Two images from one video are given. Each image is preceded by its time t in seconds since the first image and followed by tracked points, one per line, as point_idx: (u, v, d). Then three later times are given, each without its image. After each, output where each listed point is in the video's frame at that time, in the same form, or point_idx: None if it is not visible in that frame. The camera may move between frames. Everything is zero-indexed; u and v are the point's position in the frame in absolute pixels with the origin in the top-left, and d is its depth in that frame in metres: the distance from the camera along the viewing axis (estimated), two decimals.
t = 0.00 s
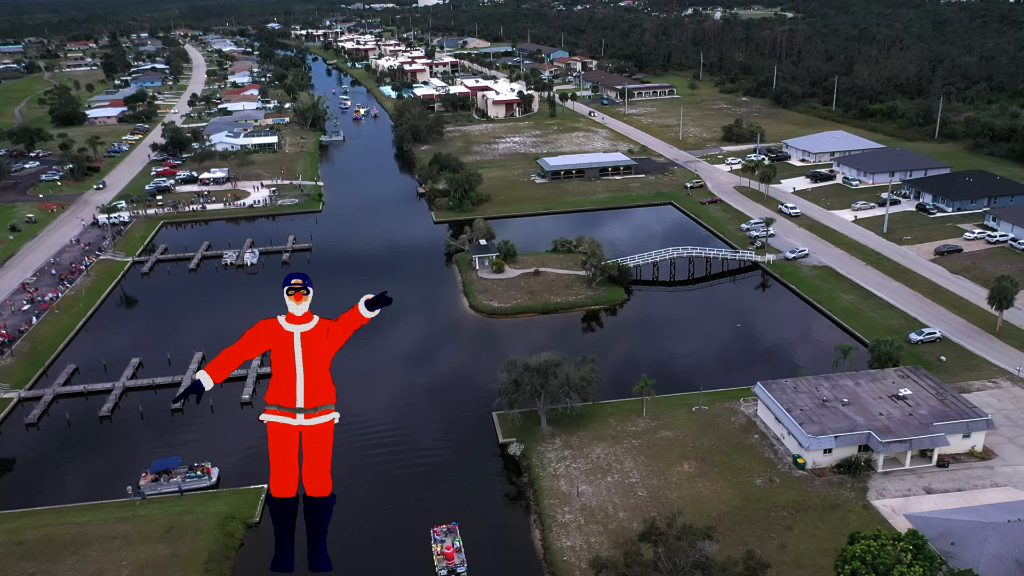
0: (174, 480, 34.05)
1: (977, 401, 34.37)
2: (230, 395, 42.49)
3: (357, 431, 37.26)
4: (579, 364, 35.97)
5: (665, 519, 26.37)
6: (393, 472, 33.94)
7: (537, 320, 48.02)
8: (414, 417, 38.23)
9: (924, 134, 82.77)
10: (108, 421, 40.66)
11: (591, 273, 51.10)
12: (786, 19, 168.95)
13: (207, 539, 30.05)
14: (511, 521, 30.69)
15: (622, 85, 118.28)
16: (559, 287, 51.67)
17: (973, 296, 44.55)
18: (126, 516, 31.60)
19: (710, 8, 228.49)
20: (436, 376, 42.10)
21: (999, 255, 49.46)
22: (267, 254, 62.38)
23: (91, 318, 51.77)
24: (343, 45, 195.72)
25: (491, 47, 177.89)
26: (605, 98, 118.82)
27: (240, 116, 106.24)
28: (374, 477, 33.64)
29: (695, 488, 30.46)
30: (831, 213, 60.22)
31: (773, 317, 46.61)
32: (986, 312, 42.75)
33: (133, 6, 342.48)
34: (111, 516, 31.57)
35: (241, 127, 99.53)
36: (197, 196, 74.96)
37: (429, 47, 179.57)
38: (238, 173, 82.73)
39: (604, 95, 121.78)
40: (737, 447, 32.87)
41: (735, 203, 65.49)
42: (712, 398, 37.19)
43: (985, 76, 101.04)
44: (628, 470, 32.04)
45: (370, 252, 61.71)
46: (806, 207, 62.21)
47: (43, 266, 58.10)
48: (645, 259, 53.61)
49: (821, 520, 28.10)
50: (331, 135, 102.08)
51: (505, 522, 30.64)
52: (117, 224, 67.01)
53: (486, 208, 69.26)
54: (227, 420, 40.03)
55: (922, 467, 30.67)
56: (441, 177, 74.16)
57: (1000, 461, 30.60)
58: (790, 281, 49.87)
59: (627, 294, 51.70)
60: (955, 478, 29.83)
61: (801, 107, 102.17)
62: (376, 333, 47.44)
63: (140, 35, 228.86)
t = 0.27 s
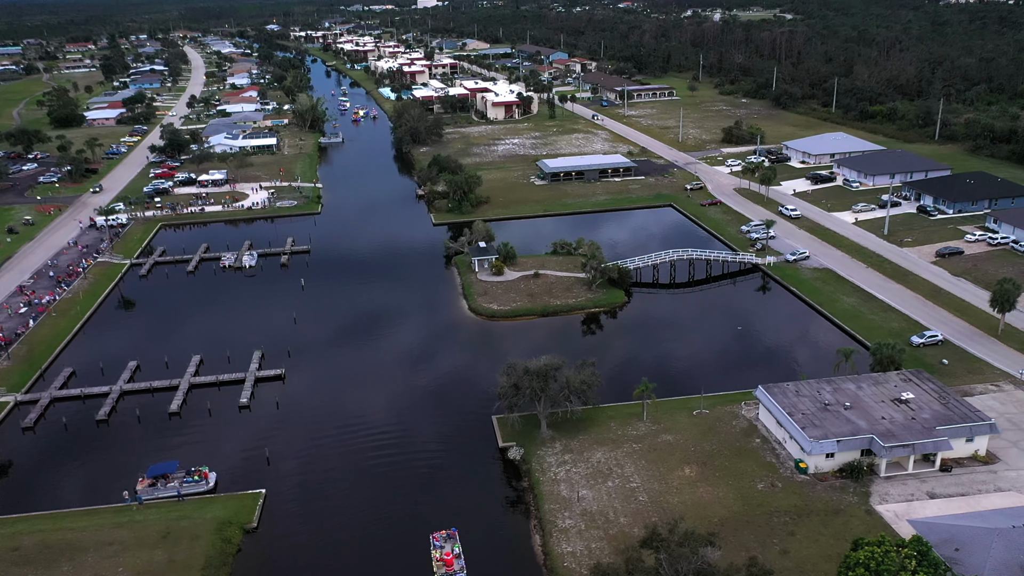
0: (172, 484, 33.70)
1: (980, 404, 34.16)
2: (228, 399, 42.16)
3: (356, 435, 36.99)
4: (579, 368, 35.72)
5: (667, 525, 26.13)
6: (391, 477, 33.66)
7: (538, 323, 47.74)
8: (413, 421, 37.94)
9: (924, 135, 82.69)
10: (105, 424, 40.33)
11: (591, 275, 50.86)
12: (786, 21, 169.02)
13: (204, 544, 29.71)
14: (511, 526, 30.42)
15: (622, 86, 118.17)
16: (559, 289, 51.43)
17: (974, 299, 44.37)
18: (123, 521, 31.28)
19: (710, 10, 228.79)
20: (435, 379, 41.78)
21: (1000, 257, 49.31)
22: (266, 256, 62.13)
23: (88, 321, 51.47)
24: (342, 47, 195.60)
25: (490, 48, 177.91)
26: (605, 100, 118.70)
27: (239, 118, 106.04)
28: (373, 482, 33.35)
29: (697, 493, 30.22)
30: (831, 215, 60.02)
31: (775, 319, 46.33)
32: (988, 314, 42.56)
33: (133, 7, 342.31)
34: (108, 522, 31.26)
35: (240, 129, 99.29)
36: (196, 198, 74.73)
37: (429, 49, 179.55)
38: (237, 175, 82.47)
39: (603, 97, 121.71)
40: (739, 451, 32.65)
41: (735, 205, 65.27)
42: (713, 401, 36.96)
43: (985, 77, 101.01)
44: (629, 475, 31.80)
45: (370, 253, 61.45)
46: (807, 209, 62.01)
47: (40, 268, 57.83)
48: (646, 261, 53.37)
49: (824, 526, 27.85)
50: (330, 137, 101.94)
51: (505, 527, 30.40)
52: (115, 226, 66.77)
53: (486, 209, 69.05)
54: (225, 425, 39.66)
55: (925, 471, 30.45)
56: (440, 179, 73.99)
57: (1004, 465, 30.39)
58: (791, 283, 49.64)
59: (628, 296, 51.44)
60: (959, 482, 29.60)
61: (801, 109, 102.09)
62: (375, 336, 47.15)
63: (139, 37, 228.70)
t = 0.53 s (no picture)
0: (168, 487, 33.42)
1: (982, 406, 33.96)
2: (226, 401, 41.86)
3: (355, 437, 36.74)
4: (579, 370, 35.48)
5: (668, 529, 25.90)
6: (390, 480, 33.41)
7: (538, 324, 47.48)
8: (412, 423, 37.67)
9: (924, 135, 82.53)
10: (102, 427, 40.02)
11: (591, 276, 50.62)
12: (785, 21, 168.87)
13: (201, 548, 29.42)
14: (511, 530, 30.19)
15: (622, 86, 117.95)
16: (558, 290, 51.19)
17: (976, 300, 44.17)
18: (119, 525, 31.01)
19: (709, 10, 228.80)
20: (434, 381, 41.50)
21: (1001, 258, 49.14)
22: (264, 256, 61.85)
23: (86, 322, 51.18)
24: (341, 47, 195.41)
25: (490, 48, 177.65)
26: (605, 100, 118.48)
27: (238, 118, 105.79)
28: (371, 485, 33.10)
29: (698, 496, 30.00)
30: (832, 215, 59.80)
31: (776, 320, 46.08)
32: (990, 316, 42.36)
33: (131, 7, 342.10)
34: (104, 526, 30.99)
35: (238, 129, 99.01)
36: (194, 198, 74.46)
37: (428, 48, 179.32)
38: (235, 175, 82.19)
39: (603, 97, 121.50)
40: (740, 454, 32.43)
41: (735, 205, 65.04)
42: (714, 404, 36.73)
43: (985, 78, 100.89)
44: (629, 478, 31.57)
45: (369, 254, 61.19)
46: (808, 210, 61.79)
47: (37, 269, 57.57)
48: (646, 262, 53.13)
49: (826, 530, 27.62)
50: (328, 137, 101.66)
51: (504, 531, 30.16)
52: (113, 227, 66.51)
53: (485, 210, 68.81)
54: (222, 427, 39.34)
55: (928, 474, 30.23)
56: (439, 179, 73.77)
57: (1007, 468, 30.19)
58: (792, 284, 49.41)
59: (628, 298, 51.21)
60: (962, 486, 29.39)
61: (801, 109, 101.87)
62: (374, 337, 46.88)
63: (137, 37, 228.49)
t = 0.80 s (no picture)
0: (165, 490, 33.13)
1: (985, 408, 33.75)
2: (223, 403, 41.56)
3: (353, 439, 36.46)
4: (579, 371, 35.24)
5: (669, 533, 25.67)
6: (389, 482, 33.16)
7: (537, 325, 47.22)
8: (411, 425, 37.40)
9: (924, 135, 82.35)
10: (99, 429, 39.74)
11: (591, 277, 50.39)
12: (784, 20, 168.51)
13: (198, 551, 29.15)
14: (510, 533, 29.95)
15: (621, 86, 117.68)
16: (558, 290, 50.96)
17: (977, 300, 43.97)
18: (116, 529, 30.75)
19: (708, 9, 228.69)
20: (433, 382, 41.21)
21: (1003, 258, 48.95)
22: (262, 257, 61.56)
23: (83, 323, 50.90)
24: (340, 46, 195.08)
25: (489, 47, 177.30)
26: (604, 99, 118.21)
27: (236, 117, 105.47)
28: (370, 488, 32.86)
29: (699, 499, 29.78)
30: (832, 215, 59.58)
31: (777, 320, 45.82)
32: (992, 316, 42.15)
33: (129, 6, 341.62)
34: (100, 530, 30.73)
35: (236, 129, 98.68)
36: (192, 198, 74.16)
37: (427, 48, 178.99)
38: (233, 174, 81.89)
39: (602, 96, 121.24)
40: (741, 456, 32.22)
41: (735, 205, 64.81)
42: (715, 405, 36.51)
43: (985, 77, 100.74)
44: (630, 481, 31.34)
45: (368, 254, 60.91)
46: (808, 210, 61.56)
47: (35, 269, 57.31)
48: (646, 262, 52.89)
49: (828, 533, 27.42)
50: (327, 137, 101.39)
51: (504, 534, 29.92)
52: (111, 227, 66.25)
53: (485, 210, 68.54)
54: (220, 429, 39.03)
55: (930, 477, 30.02)
56: (438, 179, 73.54)
57: (1009, 470, 30.00)
58: (792, 285, 49.18)
59: (627, 298, 50.97)
60: (965, 488, 29.19)
61: (801, 108, 101.65)
62: (373, 338, 46.59)
63: (135, 36, 228.10)
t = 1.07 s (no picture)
0: (162, 493, 32.78)
1: (988, 410, 33.53)
2: (221, 404, 41.24)
3: (351, 442, 36.17)
4: (579, 373, 35.00)
5: (671, 538, 25.43)
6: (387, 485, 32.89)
7: (537, 326, 46.95)
8: (410, 427, 37.11)
9: (925, 134, 82.15)
10: (96, 431, 39.43)
11: (591, 277, 50.15)
12: (784, 20, 168.16)
13: (195, 555, 28.85)
14: (510, 537, 29.69)
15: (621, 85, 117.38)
16: (558, 291, 50.72)
17: (979, 301, 43.74)
18: (112, 532, 30.46)
19: (707, 9, 228.56)
20: (432, 383, 40.92)
21: (1004, 258, 48.76)
22: (261, 257, 61.27)
23: (80, 324, 50.60)
24: (338, 45, 194.66)
25: (487, 47, 176.92)
26: (604, 99, 117.91)
27: (235, 117, 105.16)
28: (368, 490, 32.60)
29: (701, 502, 29.55)
30: (833, 216, 59.35)
31: (778, 321, 45.55)
32: (994, 318, 41.92)
33: (127, 6, 340.83)
34: (96, 533, 30.45)
35: (235, 128, 98.34)
36: (190, 198, 73.86)
37: (425, 47, 178.63)
38: (231, 174, 81.57)
39: (601, 96, 120.97)
40: (742, 459, 32.00)
41: (735, 205, 64.57)
42: (715, 407, 36.29)
43: (985, 77, 100.58)
44: (630, 483, 31.10)
45: (367, 254, 60.62)
46: (809, 210, 61.34)
47: (32, 270, 57.03)
48: (646, 263, 52.66)
49: (831, 536, 27.18)
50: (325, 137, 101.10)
51: (504, 538, 29.67)
52: (109, 227, 66.00)
53: (484, 210, 68.26)
54: (217, 431, 38.71)
55: (933, 480, 29.80)
56: (437, 179, 73.30)
57: (1013, 473, 29.79)
58: (793, 285, 48.94)
59: (627, 299, 50.73)
60: (968, 491, 28.97)
61: (800, 108, 101.43)
62: (371, 338, 46.30)
63: (134, 35, 227.49)
